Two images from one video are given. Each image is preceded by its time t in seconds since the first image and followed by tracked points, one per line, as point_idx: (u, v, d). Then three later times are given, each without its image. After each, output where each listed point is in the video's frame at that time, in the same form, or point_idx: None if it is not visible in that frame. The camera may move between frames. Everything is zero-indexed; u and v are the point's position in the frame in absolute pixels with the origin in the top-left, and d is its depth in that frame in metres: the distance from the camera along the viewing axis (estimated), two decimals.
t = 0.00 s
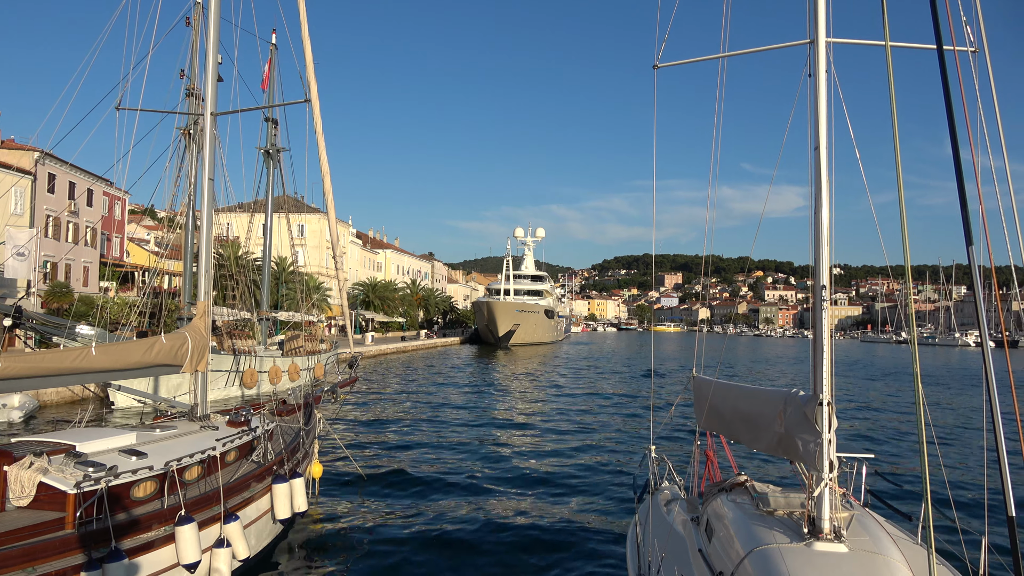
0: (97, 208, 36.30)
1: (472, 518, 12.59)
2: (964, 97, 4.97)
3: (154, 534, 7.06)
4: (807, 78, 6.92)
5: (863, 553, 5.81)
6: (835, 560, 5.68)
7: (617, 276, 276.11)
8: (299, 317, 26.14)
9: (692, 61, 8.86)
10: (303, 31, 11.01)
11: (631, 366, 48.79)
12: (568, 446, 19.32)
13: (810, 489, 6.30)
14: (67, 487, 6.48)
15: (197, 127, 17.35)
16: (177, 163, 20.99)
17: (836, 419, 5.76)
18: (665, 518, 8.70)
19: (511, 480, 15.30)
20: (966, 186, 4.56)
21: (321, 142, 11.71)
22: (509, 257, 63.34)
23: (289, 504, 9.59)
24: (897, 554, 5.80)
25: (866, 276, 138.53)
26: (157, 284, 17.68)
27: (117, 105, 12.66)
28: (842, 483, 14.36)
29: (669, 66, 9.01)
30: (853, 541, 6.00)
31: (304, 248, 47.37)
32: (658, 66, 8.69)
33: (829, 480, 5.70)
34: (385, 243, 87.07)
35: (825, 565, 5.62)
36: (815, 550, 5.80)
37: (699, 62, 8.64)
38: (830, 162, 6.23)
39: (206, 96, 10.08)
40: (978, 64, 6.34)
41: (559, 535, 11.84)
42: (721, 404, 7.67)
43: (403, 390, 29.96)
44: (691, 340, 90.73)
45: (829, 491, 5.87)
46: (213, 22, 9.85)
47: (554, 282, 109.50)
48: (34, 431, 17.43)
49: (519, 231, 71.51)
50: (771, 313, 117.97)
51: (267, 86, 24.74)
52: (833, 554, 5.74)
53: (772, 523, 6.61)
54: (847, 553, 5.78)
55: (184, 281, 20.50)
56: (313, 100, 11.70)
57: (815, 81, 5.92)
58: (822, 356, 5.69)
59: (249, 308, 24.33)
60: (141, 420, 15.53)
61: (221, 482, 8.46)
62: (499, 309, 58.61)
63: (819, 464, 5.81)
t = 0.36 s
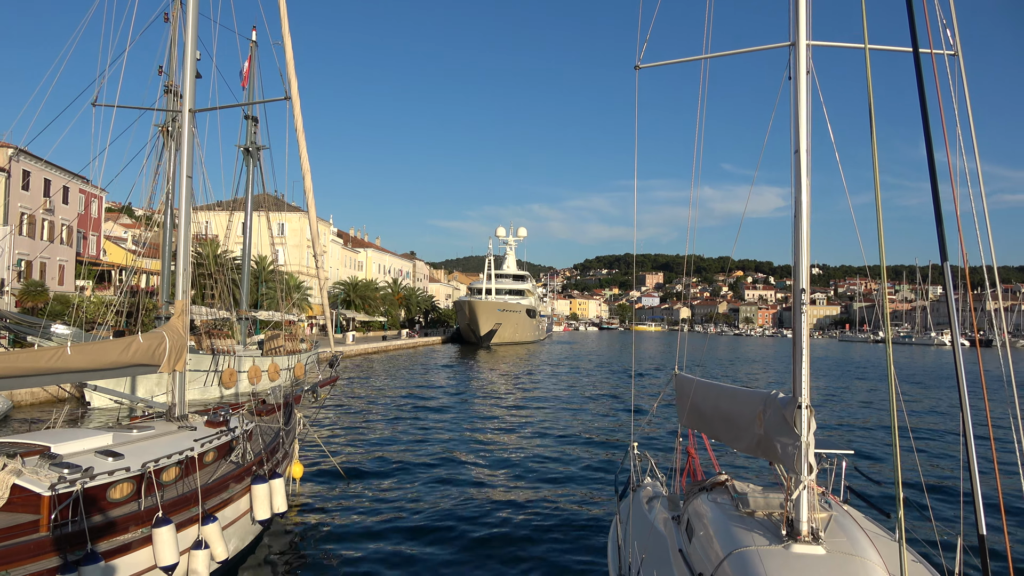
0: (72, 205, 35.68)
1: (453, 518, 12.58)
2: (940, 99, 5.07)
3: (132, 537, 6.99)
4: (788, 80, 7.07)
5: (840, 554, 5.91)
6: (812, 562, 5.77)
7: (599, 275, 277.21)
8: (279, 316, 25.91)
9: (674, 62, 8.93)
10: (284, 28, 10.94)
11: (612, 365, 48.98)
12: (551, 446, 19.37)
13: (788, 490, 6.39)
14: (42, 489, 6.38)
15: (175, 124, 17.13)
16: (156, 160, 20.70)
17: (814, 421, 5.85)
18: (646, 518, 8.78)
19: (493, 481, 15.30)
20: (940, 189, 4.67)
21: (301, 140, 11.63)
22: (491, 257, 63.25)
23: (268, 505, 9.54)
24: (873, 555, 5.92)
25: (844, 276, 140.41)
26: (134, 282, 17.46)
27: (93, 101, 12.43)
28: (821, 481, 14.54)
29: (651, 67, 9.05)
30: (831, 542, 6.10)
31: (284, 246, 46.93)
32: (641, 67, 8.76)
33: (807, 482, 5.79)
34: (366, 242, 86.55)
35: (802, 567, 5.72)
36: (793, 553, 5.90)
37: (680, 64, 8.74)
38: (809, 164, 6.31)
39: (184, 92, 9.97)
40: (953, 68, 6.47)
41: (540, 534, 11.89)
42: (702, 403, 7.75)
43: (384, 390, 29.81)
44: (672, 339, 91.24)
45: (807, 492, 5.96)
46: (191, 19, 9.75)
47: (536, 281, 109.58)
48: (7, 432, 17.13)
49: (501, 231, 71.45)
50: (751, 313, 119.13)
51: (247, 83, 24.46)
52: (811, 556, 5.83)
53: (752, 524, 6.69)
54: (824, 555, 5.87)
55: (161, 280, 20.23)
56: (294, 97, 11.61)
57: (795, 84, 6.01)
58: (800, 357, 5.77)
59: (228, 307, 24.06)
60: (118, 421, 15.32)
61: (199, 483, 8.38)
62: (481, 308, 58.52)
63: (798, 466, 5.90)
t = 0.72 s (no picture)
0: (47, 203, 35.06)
1: (434, 518, 12.56)
2: (914, 102, 5.15)
3: (107, 540, 6.89)
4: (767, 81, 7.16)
5: (817, 552, 6.01)
6: (790, 560, 5.86)
7: (581, 275, 278.12)
8: (258, 316, 25.68)
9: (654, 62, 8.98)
10: (262, 25, 10.84)
11: (594, 364, 49.20)
12: (533, 445, 19.40)
13: (767, 489, 6.47)
14: (16, 492, 6.25)
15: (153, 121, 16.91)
16: (133, 158, 20.44)
17: (793, 421, 5.94)
18: (627, 517, 8.85)
19: (474, 480, 15.31)
20: (914, 190, 4.74)
21: (280, 138, 11.53)
22: (472, 256, 63.17)
23: (246, 506, 9.46)
24: (850, 553, 6.03)
25: (821, 277, 142.36)
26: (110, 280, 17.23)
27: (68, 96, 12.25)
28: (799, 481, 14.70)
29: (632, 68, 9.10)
30: (809, 541, 6.20)
31: (264, 245, 46.49)
32: (622, 68, 8.80)
33: (785, 481, 5.88)
34: (347, 241, 86.03)
35: (780, 565, 5.81)
36: (771, 552, 5.98)
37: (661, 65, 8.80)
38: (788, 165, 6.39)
39: (161, 89, 9.84)
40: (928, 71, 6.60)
41: (522, 534, 11.92)
42: (683, 402, 7.83)
43: (365, 390, 29.67)
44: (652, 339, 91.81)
45: (785, 491, 6.05)
46: (168, 14, 9.62)
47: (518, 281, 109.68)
48: None
49: (482, 230, 71.44)
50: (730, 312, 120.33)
51: (226, 80, 24.19)
52: (789, 555, 5.92)
53: (731, 522, 6.78)
54: (802, 553, 5.96)
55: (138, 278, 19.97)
56: (273, 94, 11.50)
57: (774, 85, 6.09)
58: (778, 358, 5.86)
59: (206, 306, 23.80)
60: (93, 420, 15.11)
61: (176, 485, 8.29)
62: (463, 308, 58.46)
63: (776, 466, 5.98)
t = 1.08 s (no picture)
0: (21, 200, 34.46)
1: (415, 518, 12.51)
2: (891, 106, 5.26)
3: (82, 541, 6.79)
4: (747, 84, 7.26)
5: (796, 547, 6.10)
6: (770, 555, 5.94)
7: (563, 275, 278.85)
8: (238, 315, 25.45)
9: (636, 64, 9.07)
10: (242, 21, 10.75)
11: (575, 365, 49.34)
12: (514, 445, 19.41)
13: (747, 486, 6.56)
14: None
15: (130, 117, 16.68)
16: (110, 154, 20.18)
17: (772, 417, 6.03)
18: (609, 515, 8.91)
19: (455, 480, 15.27)
20: (892, 192, 4.84)
21: (260, 136, 11.45)
22: (455, 256, 63.07)
23: (224, 507, 9.38)
24: (828, 547, 6.13)
25: (801, 278, 144.00)
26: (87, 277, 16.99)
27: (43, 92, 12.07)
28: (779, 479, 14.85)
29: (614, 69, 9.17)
30: (788, 536, 6.29)
31: (244, 244, 46.05)
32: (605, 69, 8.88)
33: (765, 476, 5.96)
34: (329, 241, 85.50)
35: (759, 559, 5.89)
36: (751, 546, 6.06)
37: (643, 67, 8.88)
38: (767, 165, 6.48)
39: (139, 86, 9.73)
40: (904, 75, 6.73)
41: (503, 533, 11.91)
42: (665, 401, 7.91)
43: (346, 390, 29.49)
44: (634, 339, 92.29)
45: (765, 487, 6.13)
46: (146, 10, 9.52)
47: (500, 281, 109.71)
48: None
49: (464, 230, 71.39)
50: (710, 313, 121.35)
51: (206, 77, 23.93)
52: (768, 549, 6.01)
53: (712, 518, 6.85)
54: (780, 548, 6.05)
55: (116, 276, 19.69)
56: (252, 92, 11.41)
57: (755, 87, 6.18)
58: (759, 356, 5.94)
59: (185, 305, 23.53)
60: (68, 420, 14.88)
61: (153, 486, 8.19)
62: (445, 307, 58.34)
63: (756, 461, 6.07)
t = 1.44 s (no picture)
0: None
1: (396, 518, 12.48)
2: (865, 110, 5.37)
3: (59, 542, 6.73)
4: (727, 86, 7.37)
5: (774, 542, 6.22)
6: (747, 550, 6.05)
7: (545, 275, 279.30)
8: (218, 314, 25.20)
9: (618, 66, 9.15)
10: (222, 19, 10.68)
11: (558, 365, 49.45)
12: (496, 445, 19.42)
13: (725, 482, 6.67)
14: None
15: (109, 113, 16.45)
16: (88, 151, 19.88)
17: (751, 415, 6.13)
18: (591, 514, 9.00)
19: (437, 480, 15.25)
20: (868, 194, 4.94)
21: (240, 134, 11.37)
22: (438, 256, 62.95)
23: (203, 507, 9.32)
24: (805, 542, 6.26)
25: (781, 279, 145.56)
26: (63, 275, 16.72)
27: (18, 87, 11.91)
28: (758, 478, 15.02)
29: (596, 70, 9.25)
30: (766, 531, 6.41)
31: (224, 243, 45.54)
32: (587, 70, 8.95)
33: (744, 473, 6.07)
34: (310, 240, 84.86)
35: (738, 555, 6.00)
36: (730, 542, 6.17)
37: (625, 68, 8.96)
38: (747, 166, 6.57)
39: (117, 83, 9.62)
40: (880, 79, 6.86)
41: (484, 532, 11.92)
42: (645, 400, 8.00)
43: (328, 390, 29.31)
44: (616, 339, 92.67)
45: (744, 484, 6.24)
46: (123, 6, 9.42)
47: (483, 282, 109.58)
48: None
49: (447, 230, 71.27)
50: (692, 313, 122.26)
51: (186, 74, 23.65)
52: (746, 545, 6.12)
53: (691, 515, 6.96)
54: (758, 543, 6.17)
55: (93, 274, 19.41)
56: (232, 90, 11.33)
57: (736, 89, 6.26)
58: (738, 355, 6.05)
59: (164, 304, 23.25)
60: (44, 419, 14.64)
61: (131, 486, 8.13)
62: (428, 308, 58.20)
63: (735, 458, 6.17)
